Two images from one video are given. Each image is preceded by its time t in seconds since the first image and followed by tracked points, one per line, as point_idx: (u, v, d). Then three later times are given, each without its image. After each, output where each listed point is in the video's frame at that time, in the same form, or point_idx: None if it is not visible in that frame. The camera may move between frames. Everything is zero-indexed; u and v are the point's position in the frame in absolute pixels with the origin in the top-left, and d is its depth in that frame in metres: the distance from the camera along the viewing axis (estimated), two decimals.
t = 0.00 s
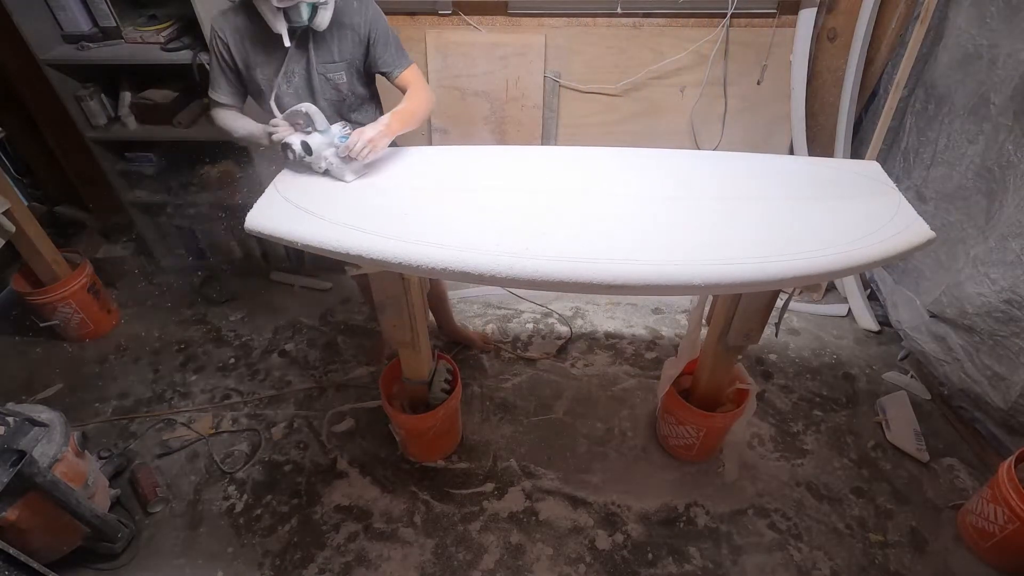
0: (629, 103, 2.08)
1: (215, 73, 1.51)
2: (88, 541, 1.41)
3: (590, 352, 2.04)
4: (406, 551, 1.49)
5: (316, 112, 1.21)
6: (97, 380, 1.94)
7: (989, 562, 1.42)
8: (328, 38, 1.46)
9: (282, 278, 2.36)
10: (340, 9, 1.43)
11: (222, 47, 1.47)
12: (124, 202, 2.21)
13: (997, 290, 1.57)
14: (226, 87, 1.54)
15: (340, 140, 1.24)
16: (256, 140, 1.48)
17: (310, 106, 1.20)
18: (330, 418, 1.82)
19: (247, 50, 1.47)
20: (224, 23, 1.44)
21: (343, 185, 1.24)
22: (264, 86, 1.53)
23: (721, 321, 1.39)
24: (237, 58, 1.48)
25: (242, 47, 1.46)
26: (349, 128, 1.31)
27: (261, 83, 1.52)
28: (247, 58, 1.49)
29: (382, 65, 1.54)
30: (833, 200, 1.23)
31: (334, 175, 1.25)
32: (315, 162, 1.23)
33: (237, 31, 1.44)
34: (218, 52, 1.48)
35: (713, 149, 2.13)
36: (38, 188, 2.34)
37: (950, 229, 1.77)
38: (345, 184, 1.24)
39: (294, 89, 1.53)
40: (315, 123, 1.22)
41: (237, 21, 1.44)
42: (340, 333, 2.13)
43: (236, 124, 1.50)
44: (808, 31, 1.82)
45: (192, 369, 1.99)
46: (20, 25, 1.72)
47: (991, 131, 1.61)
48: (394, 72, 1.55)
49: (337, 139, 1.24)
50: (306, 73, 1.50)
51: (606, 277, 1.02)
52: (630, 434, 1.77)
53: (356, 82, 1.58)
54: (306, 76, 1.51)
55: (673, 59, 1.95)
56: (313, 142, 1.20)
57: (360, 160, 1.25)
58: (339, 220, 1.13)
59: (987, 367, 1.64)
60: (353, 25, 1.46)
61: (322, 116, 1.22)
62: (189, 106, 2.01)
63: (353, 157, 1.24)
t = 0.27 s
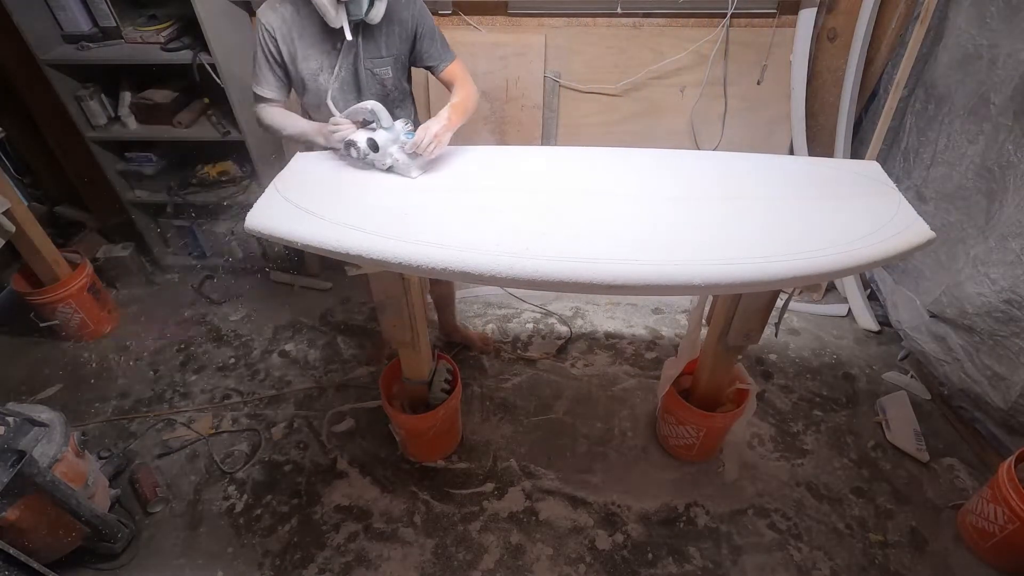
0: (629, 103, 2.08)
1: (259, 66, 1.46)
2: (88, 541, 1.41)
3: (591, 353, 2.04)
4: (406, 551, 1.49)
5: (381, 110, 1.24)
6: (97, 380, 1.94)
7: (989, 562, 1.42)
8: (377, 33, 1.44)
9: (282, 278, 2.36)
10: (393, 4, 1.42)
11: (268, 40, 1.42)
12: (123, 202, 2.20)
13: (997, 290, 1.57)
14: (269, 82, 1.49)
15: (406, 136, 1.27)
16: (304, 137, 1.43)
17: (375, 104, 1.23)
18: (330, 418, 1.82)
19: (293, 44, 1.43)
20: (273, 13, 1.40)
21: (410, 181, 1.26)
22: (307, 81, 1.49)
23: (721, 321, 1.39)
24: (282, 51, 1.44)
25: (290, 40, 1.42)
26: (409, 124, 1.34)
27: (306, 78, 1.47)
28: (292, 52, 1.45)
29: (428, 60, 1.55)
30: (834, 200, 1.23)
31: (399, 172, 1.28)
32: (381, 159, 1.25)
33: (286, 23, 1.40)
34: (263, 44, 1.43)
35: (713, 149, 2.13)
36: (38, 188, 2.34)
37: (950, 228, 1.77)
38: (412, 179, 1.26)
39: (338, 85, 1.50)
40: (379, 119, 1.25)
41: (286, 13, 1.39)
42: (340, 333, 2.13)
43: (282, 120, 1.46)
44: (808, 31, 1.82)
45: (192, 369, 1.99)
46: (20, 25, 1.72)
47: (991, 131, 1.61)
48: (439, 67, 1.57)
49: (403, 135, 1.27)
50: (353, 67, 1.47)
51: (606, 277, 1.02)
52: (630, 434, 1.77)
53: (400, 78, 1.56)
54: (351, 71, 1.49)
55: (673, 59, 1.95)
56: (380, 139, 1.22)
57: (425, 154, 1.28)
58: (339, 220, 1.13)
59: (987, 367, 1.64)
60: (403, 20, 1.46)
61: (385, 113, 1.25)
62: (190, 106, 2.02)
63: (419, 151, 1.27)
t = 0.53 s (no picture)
0: (629, 103, 2.08)
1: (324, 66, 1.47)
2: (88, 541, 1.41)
3: (590, 353, 2.04)
4: (406, 551, 1.49)
5: (449, 109, 1.27)
6: (97, 380, 1.94)
7: (989, 562, 1.42)
8: (440, 33, 1.48)
9: (282, 278, 2.36)
10: (458, 5, 1.46)
11: (333, 40, 1.44)
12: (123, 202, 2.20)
13: (997, 290, 1.57)
14: (331, 83, 1.50)
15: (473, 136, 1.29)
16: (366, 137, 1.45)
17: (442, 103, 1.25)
18: (330, 418, 1.82)
19: (358, 43, 1.45)
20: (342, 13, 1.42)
21: (478, 180, 1.27)
22: (367, 81, 1.51)
23: (721, 321, 1.39)
24: (346, 51, 1.46)
25: (356, 39, 1.44)
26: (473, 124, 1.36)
27: (367, 78, 1.50)
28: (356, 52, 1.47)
29: (484, 59, 1.61)
30: (835, 200, 1.23)
31: (466, 172, 1.29)
32: (449, 159, 1.27)
33: (353, 23, 1.43)
34: (328, 45, 1.45)
35: (712, 150, 2.13)
36: (38, 188, 2.34)
37: (950, 228, 1.77)
38: (479, 178, 1.27)
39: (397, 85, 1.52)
40: (445, 119, 1.27)
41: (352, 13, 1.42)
42: (340, 333, 2.14)
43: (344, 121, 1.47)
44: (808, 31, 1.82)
45: (192, 369, 1.99)
46: (21, 25, 1.72)
47: (991, 131, 1.61)
48: (496, 66, 1.62)
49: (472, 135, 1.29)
50: (414, 67, 1.50)
51: (606, 277, 1.02)
52: (630, 434, 1.77)
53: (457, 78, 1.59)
54: (412, 71, 1.51)
55: (673, 60, 1.95)
56: (449, 139, 1.24)
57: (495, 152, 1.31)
58: (339, 220, 1.13)
59: (987, 367, 1.64)
60: (465, 21, 1.50)
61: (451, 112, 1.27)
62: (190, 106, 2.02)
63: (488, 150, 1.29)
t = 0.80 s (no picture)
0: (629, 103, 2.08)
1: (391, 67, 1.43)
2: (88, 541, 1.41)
3: (590, 353, 2.04)
4: (406, 551, 1.49)
5: (517, 110, 1.27)
6: (98, 380, 1.94)
7: (989, 562, 1.42)
8: (508, 34, 1.45)
9: (282, 278, 2.36)
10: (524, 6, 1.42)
11: (401, 39, 1.40)
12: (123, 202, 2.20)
13: (997, 290, 1.57)
14: (392, 83, 1.46)
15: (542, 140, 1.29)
16: (423, 137, 1.44)
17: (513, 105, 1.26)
18: (330, 418, 1.82)
19: (425, 44, 1.42)
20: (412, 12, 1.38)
21: (544, 181, 1.27)
22: (430, 82, 1.48)
23: (721, 321, 1.39)
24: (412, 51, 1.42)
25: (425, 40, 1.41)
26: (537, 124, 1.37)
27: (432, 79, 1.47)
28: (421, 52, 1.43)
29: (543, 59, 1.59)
30: (835, 200, 1.23)
31: (532, 172, 1.29)
32: (516, 159, 1.27)
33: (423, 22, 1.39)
34: (396, 44, 1.41)
35: (712, 150, 2.13)
36: (38, 188, 2.34)
37: (950, 228, 1.77)
38: (545, 179, 1.27)
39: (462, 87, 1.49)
40: (513, 119, 1.28)
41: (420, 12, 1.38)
42: (340, 333, 2.14)
43: (404, 122, 1.44)
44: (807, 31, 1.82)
45: (192, 369, 1.99)
46: (21, 25, 1.72)
47: (991, 131, 1.61)
48: (554, 67, 1.60)
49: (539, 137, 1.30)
50: (478, 68, 1.47)
51: (606, 277, 1.02)
52: (630, 434, 1.77)
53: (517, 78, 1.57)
54: (476, 72, 1.48)
55: (673, 60, 1.95)
56: (517, 139, 1.25)
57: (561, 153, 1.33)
58: (340, 220, 1.13)
59: (987, 367, 1.64)
60: (530, 22, 1.47)
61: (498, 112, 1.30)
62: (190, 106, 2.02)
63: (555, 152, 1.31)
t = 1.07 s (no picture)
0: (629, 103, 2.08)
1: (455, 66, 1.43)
2: (87, 541, 1.41)
3: (590, 353, 2.05)
4: (406, 551, 1.49)
5: (583, 110, 1.29)
6: (98, 379, 1.94)
7: (989, 562, 1.42)
8: (567, 35, 1.45)
9: (282, 278, 2.36)
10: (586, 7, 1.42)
11: (463, 37, 1.40)
12: (122, 202, 2.19)
13: (997, 290, 1.57)
14: (450, 81, 1.46)
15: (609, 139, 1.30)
16: (481, 137, 1.44)
17: (580, 105, 1.27)
18: (330, 418, 1.82)
19: (486, 42, 1.42)
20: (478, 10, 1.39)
21: (611, 182, 1.27)
22: (488, 81, 1.48)
23: (721, 321, 1.39)
24: (473, 50, 1.42)
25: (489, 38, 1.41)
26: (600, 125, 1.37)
27: (490, 78, 1.47)
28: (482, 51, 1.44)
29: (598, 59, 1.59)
30: (834, 200, 1.23)
31: (599, 172, 1.29)
32: (582, 159, 1.28)
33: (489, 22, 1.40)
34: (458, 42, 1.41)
35: (712, 150, 2.13)
36: (38, 188, 2.34)
37: (950, 228, 1.77)
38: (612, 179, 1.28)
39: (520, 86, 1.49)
40: (579, 119, 1.29)
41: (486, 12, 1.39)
42: (340, 333, 2.14)
43: (460, 122, 1.44)
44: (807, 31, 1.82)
45: (192, 369, 1.99)
46: (21, 25, 1.72)
47: (991, 131, 1.61)
48: (610, 68, 1.60)
49: (608, 137, 1.30)
50: (537, 68, 1.48)
51: (606, 276, 1.02)
52: (630, 434, 1.77)
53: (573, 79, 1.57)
54: (535, 72, 1.48)
55: (673, 60, 1.95)
56: (584, 139, 1.26)
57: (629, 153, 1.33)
58: (339, 220, 1.13)
59: (987, 367, 1.64)
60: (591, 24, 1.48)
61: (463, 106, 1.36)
62: (190, 106, 2.02)
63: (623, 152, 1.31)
